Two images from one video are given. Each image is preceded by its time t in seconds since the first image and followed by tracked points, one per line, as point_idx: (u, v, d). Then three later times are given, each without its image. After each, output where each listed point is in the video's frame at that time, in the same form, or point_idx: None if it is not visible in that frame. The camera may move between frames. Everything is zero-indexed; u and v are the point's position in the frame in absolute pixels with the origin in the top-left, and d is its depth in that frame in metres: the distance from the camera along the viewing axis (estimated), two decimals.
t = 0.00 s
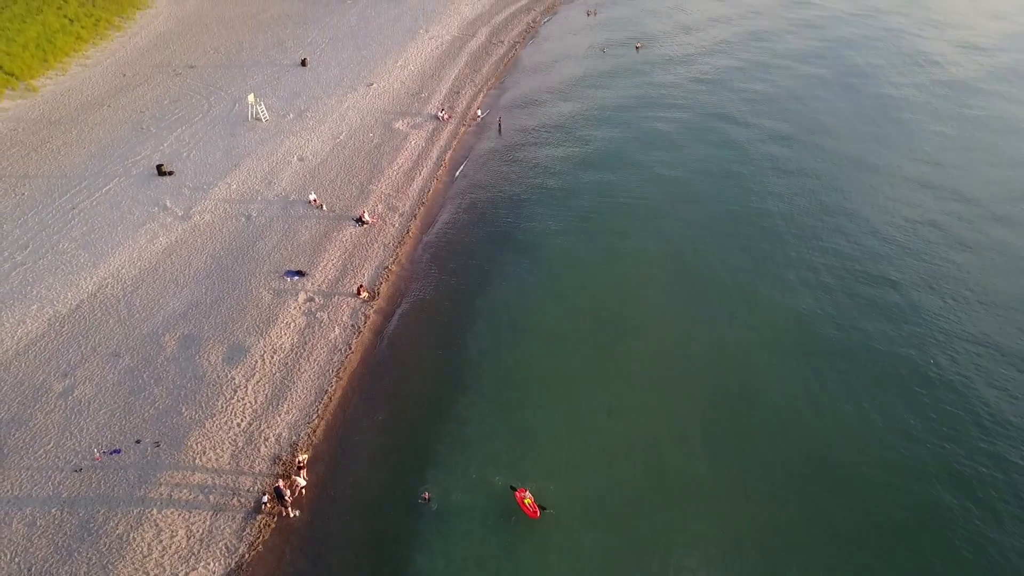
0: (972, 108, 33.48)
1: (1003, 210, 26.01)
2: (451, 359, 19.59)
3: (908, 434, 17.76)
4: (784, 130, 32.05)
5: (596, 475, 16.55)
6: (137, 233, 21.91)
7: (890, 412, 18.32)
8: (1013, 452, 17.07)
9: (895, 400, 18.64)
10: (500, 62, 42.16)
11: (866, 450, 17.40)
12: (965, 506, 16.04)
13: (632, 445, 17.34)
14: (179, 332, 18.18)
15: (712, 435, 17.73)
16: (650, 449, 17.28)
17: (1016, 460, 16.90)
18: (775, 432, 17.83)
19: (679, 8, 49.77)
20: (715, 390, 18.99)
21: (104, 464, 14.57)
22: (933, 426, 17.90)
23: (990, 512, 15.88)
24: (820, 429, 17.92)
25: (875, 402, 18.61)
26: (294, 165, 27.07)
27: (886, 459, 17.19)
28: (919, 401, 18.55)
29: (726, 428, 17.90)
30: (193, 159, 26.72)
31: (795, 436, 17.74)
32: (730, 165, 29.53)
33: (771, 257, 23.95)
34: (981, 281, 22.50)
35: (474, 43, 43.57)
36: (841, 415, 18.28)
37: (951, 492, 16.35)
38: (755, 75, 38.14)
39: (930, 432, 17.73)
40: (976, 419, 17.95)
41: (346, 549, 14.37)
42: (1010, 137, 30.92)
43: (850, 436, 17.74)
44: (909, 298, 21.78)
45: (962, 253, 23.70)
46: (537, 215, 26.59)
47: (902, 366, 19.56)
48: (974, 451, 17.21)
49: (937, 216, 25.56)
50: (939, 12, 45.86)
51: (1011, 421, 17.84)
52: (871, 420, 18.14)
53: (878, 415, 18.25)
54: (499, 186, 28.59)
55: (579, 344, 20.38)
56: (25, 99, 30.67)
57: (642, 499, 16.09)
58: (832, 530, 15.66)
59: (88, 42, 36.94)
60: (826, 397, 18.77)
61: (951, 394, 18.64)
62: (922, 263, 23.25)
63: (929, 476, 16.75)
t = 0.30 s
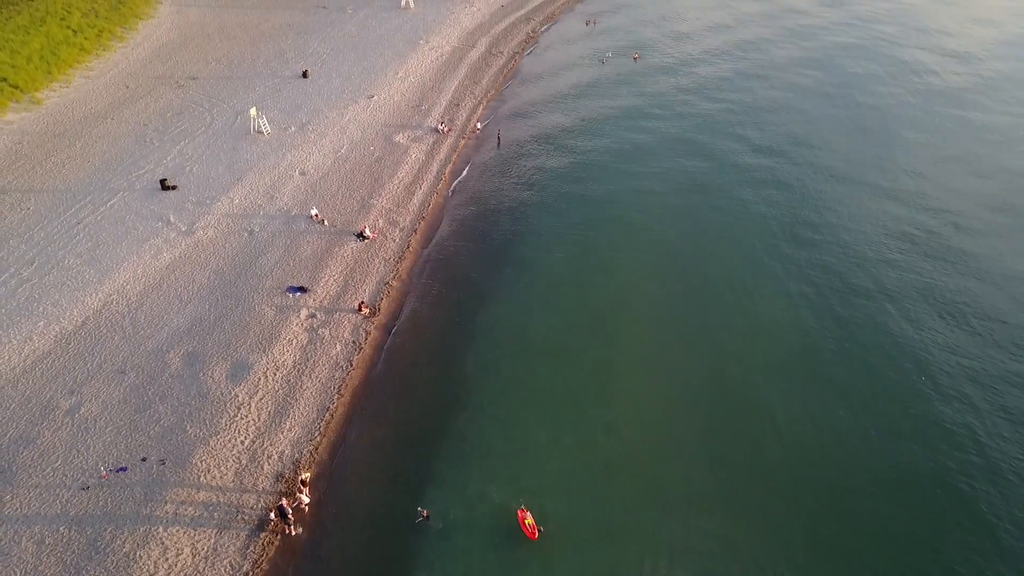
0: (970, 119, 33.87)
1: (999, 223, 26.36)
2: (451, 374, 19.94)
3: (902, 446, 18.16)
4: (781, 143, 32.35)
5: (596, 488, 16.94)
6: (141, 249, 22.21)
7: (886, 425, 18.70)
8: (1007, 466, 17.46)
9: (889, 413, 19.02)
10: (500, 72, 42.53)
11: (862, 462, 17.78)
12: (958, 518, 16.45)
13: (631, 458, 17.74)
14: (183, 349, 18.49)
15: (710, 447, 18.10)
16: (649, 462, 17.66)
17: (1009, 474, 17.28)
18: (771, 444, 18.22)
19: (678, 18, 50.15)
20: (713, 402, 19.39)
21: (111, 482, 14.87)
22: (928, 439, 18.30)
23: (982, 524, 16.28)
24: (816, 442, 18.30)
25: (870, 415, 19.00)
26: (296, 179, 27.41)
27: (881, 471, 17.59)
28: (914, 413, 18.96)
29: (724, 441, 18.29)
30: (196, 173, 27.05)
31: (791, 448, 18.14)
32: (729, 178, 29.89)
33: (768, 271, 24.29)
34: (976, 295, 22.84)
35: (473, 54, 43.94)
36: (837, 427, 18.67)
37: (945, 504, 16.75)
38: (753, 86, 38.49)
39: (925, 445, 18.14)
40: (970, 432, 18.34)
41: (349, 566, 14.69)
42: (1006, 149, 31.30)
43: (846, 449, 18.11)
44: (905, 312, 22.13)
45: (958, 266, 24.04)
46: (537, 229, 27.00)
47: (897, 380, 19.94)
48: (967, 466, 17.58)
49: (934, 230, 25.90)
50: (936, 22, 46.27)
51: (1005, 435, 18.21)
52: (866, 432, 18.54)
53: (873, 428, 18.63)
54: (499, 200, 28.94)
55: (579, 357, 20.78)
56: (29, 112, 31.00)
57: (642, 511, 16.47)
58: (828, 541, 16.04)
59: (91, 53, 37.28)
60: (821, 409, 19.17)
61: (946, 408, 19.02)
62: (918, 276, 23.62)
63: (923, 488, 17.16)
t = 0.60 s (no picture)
0: (963, 130, 34.26)
1: (993, 235, 26.72)
2: (452, 389, 20.29)
3: (897, 457, 18.62)
4: (778, 154, 32.66)
5: (600, 499, 17.37)
6: (145, 264, 22.52)
7: (880, 436, 19.18)
8: (1001, 477, 17.91)
9: (885, 424, 19.48)
10: (500, 82, 42.85)
11: (858, 472, 18.26)
12: (954, 528, 16.92)
13: (632, 469, 18.18)
14: (187, 365, 18.80)
15: (710, 458, 18.55)
16: (651, 473, 18.11)
17: (1004, 485, 17.73)
18: (769, 455, 18.66)
19: (676, 28, 50.53)
20: (711, 413, 19.84)
21: (117, 500, 15.18)
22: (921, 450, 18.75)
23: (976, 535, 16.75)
24: (813, 452, 18.76)
25: (865, 426, 19.46)
26: (297, 193, 27.75)
27: (877, 481, 18.06)
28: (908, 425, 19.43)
29: (723, 452, 18.72)
30: (199, 187, 27.38)
31: (789, 459, 18.59)
32: (725, 190, 30.26)
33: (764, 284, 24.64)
34: (969, 306, 23.21)
35: (473, 64, 44.31)
36: (833, 438, 19.13)
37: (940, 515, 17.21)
38: (750, 96, 38.81)
39: (920, 456, 18.60)
40: (963, 445, 18.77)
41: None
42: (1000, 160, 31.68)
43: (842, 459, 18.59)
44: (899, 325, 22.51)
45: (952, 278, 24.39)
46: (536, 242, 27.38)
47: (892, 392, 20.35)
48: (962, 478, 17.99)
49: (929, 242, 26.26)
50: (932, 32, 46.70)
51: (999, 447, 18.63)
52: (862, 443, 19.00)
53: (868, 438, 19.12)
54: (499, 214, 29.29)
55: (580, 369, 21.21)
56: (33, 125, 31.32)
57: (644, 522, 16.92)
58: (826, 550, 16.50)
59: (94, 64, 37.65)
60: (817, 420, 19.62)
61: (940, 421, 19.42)
62: (911, 289, 23.98)
63: (918, 498, 17.63)
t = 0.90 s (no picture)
0: (960, 141, 34.57)
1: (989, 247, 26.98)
2: (453, 403, 20.61)
3: (896, 467, 19.00)
4: (776, 166, 32.96)
5: (606, 511, 17.74)
6: (149, 279, 22.81)
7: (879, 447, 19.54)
8: (1000, 489, 18.15)
9: (883, 435, 19.86)
10: (500, 93, 43.11)
11: (858, 484, 18.64)
12: (952, 538, 17.29)
13: (637, 480, 18.56)
14: (190, 382, 19.08)
15: (713, 469, 18.93)
16: (655, 484, 18.48)
17: (1003, 497, 17.98)
18: (771, 466, 19.05)
19: (675, 38, 50.87)
20: (713, 425, 20.23)
21: (122, 517, 15.47)
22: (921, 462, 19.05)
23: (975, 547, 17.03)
24: (814, 464, 19.14)
25: (864, 438, 19.84)
26: (299, 207, 28.06)
27: (877, 492, 18.43)
28: (906, 436, 19.78)
29: (726, 463, 19.10)
30: (201, 200, 27.68)
31: (790, 470, 18.98)
32: (723, 203, 30.57)
33: (762, 298, 24.92)
34: (967, 318, 23.40)
35: (473, 75, 44.62)
36: (832, 450, 19.53)
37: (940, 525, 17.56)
38: (749, 107, 39.05)
39: (914, 465, 18.99)
40: (961, 458, 19.04)
41: None
42: (995, 172, 31.98)
43: (842, 469, 18.99)
44: (896, 338, 22.77)
45: (949, 289, 24.62)
46: (536, 255, 27.73)
47: (889, 406, 20.64)
48: (959, 491, 18.24)
49: (925, 254, 26.49)
50: (929, 41, 47.01)
51: (996, 460, 18.86)
52: (860, 454, 19.38)
53: (867, 450, 19.48)
54: (499, 227, 29.57)
55: (583, 382, 21.57)
56: (37, 136, 31.56)
57: (650, 534, 17.30)
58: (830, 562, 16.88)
59: (97, 75, 37.90)
60: (816, 431, 20.02)
61: (937, 434, 19.69)
62: (909, 301, 24.23)
63: (913, 509, 17.98)
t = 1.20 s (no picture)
0: (955, 152, 34.91)
1: (982, 256, 27.31)
2: (453, 416, 20.95)
3: (894, 476, 19.46)
4: (773, 176, 33.25)
5: (612, 522, 18.15)
6: (152, 292, 23.07)
7: (877, 457, 19.97)
8: (994, 501, 18.59)
9: (881, 444, 20.31)
10: (500, 103, 43.42)
11: (858, 493, 19.09)
12: (946, 547, 17.75)
13: (643, 490, 18.96)
14: (194, 397, 19.35)
15: (715, 479, 19.35)
16: (659, 494, 18.89)
17: (996, 509, 18.43)
18: (772, 475, 19.47)
19: (673, 48, 51.32)
20: (714, 434, 20.66)
21: (129, 533, 15.78)
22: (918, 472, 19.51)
23: (974, 558, 17.44)
24: (813, 473, 19.57)
25: (861, 447, 20.27)
26: (300, 219, 28.36)
27: (876, 500, 18.90)
28: (904, 446, 20.22)
29: (728, 474, 19.49)
30: (203, 212, 27.94)
31: (792, 478, 19.43)
32: (720, 214, 30.89)
33: (760, 307, 25.25)
34: (961, 331, 23.78)
35: (473, 85, 44.99)
36: (831, 459, 19.96)
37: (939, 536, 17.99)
38: (746, 118, 39.38)
39: (908, 475, 19.45)
40: (956, 470, 19.46)
41: None
42: (990, 182, 32.40)
43: (842, 479, 19.41)
44: (891, 352, 23.08)
45: (942, 302, 25.04)
46: (536, 266, 28.08)
47: (886, 417, 21.09)
48: (956, 503, 18.65)
49: (920, 266, 26.85)
50: (924, 52, 47.50)
51: (991, 472, 19.28)
52: (860, 464, 19.82)
53: (867, 459, 19.93)
54: (499, 239, 29.86)
55: (585, 393, 21.94)
56: (40, 146, 31.71)
57: (654, 543, 17.72)
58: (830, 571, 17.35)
59: (99, 83, 38.09)
60: (811, 439, 20.47)
61: (933, 446, 20.11)
62: (904, 313, 24.59)
63: (907, 518, 18.42)
